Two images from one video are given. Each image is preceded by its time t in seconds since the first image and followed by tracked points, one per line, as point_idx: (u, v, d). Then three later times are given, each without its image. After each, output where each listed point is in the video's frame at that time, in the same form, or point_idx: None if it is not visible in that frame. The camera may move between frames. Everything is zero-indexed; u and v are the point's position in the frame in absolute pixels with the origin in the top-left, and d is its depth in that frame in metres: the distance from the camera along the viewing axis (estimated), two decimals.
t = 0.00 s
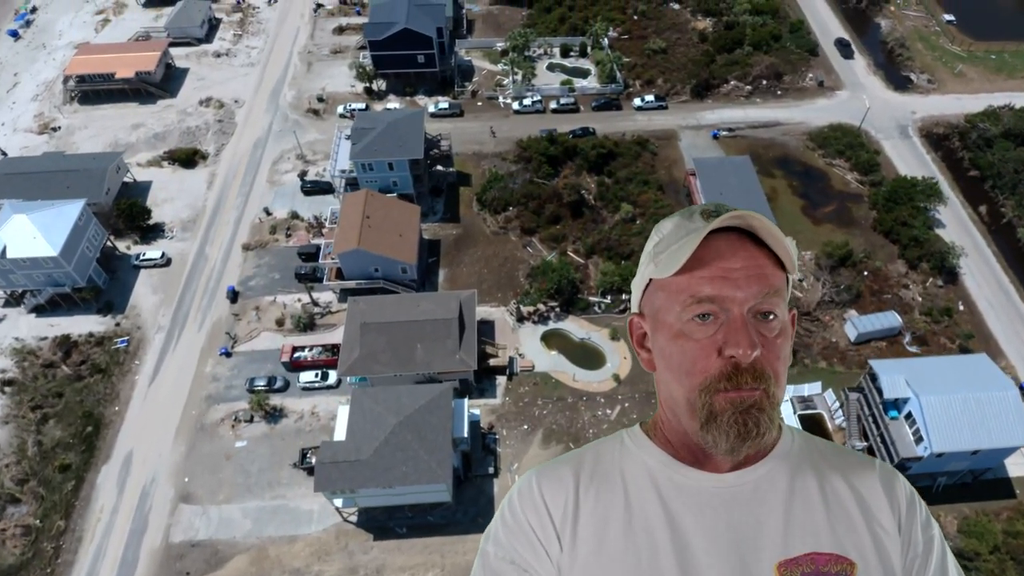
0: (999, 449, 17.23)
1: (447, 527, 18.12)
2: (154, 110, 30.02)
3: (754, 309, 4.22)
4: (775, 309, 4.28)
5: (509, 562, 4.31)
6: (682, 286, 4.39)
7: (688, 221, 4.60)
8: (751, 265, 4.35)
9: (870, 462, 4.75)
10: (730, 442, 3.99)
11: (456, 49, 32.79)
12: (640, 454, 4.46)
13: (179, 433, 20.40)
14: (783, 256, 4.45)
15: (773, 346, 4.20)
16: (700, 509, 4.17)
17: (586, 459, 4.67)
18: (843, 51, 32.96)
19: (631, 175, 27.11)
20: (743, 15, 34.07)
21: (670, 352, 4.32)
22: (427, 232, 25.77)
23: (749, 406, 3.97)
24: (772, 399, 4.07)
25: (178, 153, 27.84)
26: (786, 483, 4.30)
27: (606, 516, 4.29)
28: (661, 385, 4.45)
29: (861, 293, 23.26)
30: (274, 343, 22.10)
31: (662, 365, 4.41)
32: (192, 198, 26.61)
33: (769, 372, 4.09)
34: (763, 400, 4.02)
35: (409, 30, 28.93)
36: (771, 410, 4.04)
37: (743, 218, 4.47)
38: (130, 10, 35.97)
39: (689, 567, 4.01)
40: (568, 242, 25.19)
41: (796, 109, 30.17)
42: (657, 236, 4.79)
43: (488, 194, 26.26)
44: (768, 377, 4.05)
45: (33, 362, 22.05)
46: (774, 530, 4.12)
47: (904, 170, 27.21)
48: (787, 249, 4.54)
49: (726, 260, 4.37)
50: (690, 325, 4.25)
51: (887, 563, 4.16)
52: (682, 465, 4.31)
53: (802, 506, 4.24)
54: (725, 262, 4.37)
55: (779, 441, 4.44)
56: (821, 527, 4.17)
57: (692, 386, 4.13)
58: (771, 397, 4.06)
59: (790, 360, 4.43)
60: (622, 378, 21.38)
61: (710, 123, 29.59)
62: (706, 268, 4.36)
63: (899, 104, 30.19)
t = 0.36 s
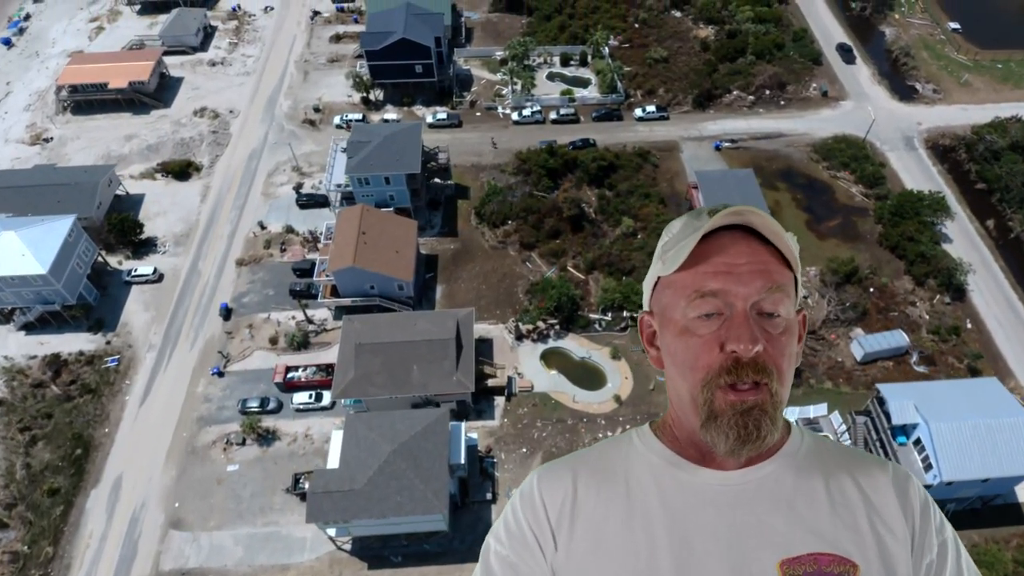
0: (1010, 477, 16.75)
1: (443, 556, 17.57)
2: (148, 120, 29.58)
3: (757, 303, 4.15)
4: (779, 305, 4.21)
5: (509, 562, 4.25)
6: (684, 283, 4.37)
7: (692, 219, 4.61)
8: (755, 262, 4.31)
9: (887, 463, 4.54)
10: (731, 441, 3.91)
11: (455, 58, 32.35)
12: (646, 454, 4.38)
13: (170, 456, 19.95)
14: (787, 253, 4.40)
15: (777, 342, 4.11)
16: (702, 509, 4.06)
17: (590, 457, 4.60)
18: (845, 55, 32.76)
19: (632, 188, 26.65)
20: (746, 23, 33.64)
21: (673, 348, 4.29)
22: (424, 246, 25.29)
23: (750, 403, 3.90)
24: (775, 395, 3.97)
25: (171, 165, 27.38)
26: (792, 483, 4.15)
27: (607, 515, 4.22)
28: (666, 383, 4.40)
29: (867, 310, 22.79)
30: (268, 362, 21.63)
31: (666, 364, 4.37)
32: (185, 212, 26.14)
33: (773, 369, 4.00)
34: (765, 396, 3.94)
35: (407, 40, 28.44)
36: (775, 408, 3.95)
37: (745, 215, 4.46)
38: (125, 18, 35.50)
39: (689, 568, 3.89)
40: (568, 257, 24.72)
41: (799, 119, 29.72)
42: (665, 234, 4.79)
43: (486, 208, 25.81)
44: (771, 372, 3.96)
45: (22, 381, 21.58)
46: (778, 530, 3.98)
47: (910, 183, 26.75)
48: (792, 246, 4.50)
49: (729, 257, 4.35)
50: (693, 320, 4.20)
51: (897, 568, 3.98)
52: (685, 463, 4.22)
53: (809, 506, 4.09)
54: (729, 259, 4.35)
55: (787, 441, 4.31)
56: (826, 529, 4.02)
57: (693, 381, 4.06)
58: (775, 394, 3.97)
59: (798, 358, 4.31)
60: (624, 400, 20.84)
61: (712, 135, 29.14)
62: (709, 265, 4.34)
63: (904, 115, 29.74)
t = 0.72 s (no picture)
0: None
1: None
2: (140, 133, 29.04)
3: (766, 293, 4.28)
4: (791, 297, 4.27)
5: (527, 558, 4.26)
6: (696, 278, 4.56)
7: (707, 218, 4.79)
8: (765, 256, 4.44)
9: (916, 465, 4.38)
10: (737, 426, 4.03)
11: (453, 68, 31.81)
12: (667, 451, 4.46)
13: (159, 483, 19.39)
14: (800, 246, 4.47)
15: (789, 333, 4.18)
16: (717, 504, 4.09)
17: (616, 454, 4.67)
18: (848, 62, 32.26)
19: (634, 203, 26.10)
20: (749, 33, 33.12)
21: (691, 345, 4.45)
22: (421, 263, 24.73)
23: (758, 389, 4.03)
24: (786, 385, 4.05)
25: (164, 179, 26.84)
26: (809, 478, 4.13)
27: (626, 508, 4.27)
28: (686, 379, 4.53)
29: (875, 331, 22.23)
30: (260, 385, 21.06)
31: (686, 360, 4.52)
32: (177, 228, 25.60)
33: (783, 357, 4.10)
34: (775, 384, 4.04)
35: (404, 52, 27.88)
36: (785, 395, 4.02)
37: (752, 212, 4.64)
38: (119, 26, 34.96)
39: (703, 560, 3.89)
40: (568, 275, 24.15)
41: (804, 132, 29.18)
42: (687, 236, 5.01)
43: (485, 224, 25.30)
44: (780, 361, 4.06)
45: (9, 404, 21.02)
46: (792, 524, 3.96)
47: (918, 199, 26.19)
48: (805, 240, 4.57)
49: (739, 249, 4.51)
50: (705, 313, 4.37)
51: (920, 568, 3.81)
52: (703, 456, 4.29)
53: (826, 503, 4.02)
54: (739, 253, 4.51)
55: (807, 436, 4.30)
56: (843, 525, 3.95)
57: (705, 371, 4.21)
58: (787, 382, 4.06)
59: (816, 351, 4.32)
60: (625, 425, 20.25)
61: (715, 148, 28.58)
62: (721, 260, 4.51)
63: (911, 127, 29.19)
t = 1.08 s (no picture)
0: None
1: None
2: (133, 145, 28.52)
3: (784, 290, 4.17)
4: (812, 295, 4.14)
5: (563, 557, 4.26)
6: (720, 273, 4.53)
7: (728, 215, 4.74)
8: (787, 252, 4.30)
9: (956, 461, 4.11)
10: (747, 426, 3.92)
11: (452, 79, 31.26)
12: (697, 452, 4.40)
13: (148, 512, 18.86)
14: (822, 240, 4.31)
15: (807, 330, 4.05)
16: (741, 504, 4.03)
17: (648, 453, 4.64)
18: (850, 68, 31.96)
19: (636, 219, 25.56)
20: (753, 43, 32.57)
21: (714, 342, 4.40)
22: (418, 281, 24.18)
23: (769, 389, 3.89)
24: (804, 383, 3.91)
25: (156, 194, 26.34)
26: (836, 478, 3.98)
27: (651, 507, 4.26)
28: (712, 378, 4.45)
29: (883, 353, 21.69)
30: (252, 410, 20.53)
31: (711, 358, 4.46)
32: (169, 244, 25.09)
33: (799, 357, 3.95)
34: (790, 381, 3.90)
35: (402, 64, 27.34)
36: (798, 396, 3.88)
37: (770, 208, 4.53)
38: (112, 35, 34.41)
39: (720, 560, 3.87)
40: (569, 293, 23.60)
41: (809, 145, 28.62)
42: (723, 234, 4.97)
43: (484, 241, 24.78)
44: (796, 358, 3.93)
45: None
46: (811, 523, 3.85)
47: (925, 215, 25.66)
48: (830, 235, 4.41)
49: (761, 248, 4.44)
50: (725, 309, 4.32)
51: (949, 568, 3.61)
52: (727, 456, 4.22)
53: (852, 503, 3.87)
54: (762, 250, 4.44)
55: (836, 433, 4.14)
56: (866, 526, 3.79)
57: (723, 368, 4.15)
58: (802, 382, 3.91)
59: (841, 349, 4.13)
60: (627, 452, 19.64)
61: (719, 161, 28.03)
62: (741, 258, 4.45)
63: (918, 140, 28.63)
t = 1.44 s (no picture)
0: None
1: None
2: (125, 157, 28.03)
3: (803, 298, 3.87)
4: (833, 300, 3.83)
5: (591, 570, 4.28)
6: (737, 280, 4.23)
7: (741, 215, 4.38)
8: (808, 255, 3.98)
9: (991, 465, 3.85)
10: (767, 438, 3.71)
11: (451, 89, 30.77)
12: (720, 458, 4.23)
13: (138, 540, 18.36)
14: (843, 240, 3.93)
15: (830, 338, 3.75)
16: (765, 511, 3.87)
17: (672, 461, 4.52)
18: (852, 73, 31.70)
19: (638, 234, 25.04)
20: (756, 52, 32.05)
21: (734, 349, 4.16)
22: (415, 298, 23.63)
23: (788, 399, 3.65)
24: (825, 392, 3.66)
25: (149, 208, 25.86)
26: (861, 483, 3.76)
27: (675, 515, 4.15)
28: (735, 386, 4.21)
29: (891, 375, 21.17)
30: (244, 434, 20.04)
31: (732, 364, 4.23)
32: (161, 260, 24.60)
33: (821, 364, 3.68)
34: (810, 391, 3.65)
35: (400, 75, 26.84)
36: (820, 405, 3.63)
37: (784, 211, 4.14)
38: (106, 43, 33.93)
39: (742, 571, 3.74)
40: (569, 311, 23.07)
41: (814, 157, 28.13)
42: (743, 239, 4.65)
43: (482, 257, 24.26)
44: (818, 368, 3.66)
45: None
46: (835, 534, 3.66)
47: (933, 230, 25.17)
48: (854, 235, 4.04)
49: (777, 253, 4.09)
50: (743, 317, 4.05)
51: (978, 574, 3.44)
52: (750, 465, 4.03)
53: (878, 509, 3.68)
54: (778, 256, 4.09)
55: (862, 436, 3.91)
56: (891, 534, 3.60)
57: (742, 377, 3.91)
58: (823, 391, 3.65)
59: (864, 353, 3.86)
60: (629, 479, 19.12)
61: (722, 174, 27.55)
62: (759, 263, 4.14)
63: (924, 153, 28.14)
